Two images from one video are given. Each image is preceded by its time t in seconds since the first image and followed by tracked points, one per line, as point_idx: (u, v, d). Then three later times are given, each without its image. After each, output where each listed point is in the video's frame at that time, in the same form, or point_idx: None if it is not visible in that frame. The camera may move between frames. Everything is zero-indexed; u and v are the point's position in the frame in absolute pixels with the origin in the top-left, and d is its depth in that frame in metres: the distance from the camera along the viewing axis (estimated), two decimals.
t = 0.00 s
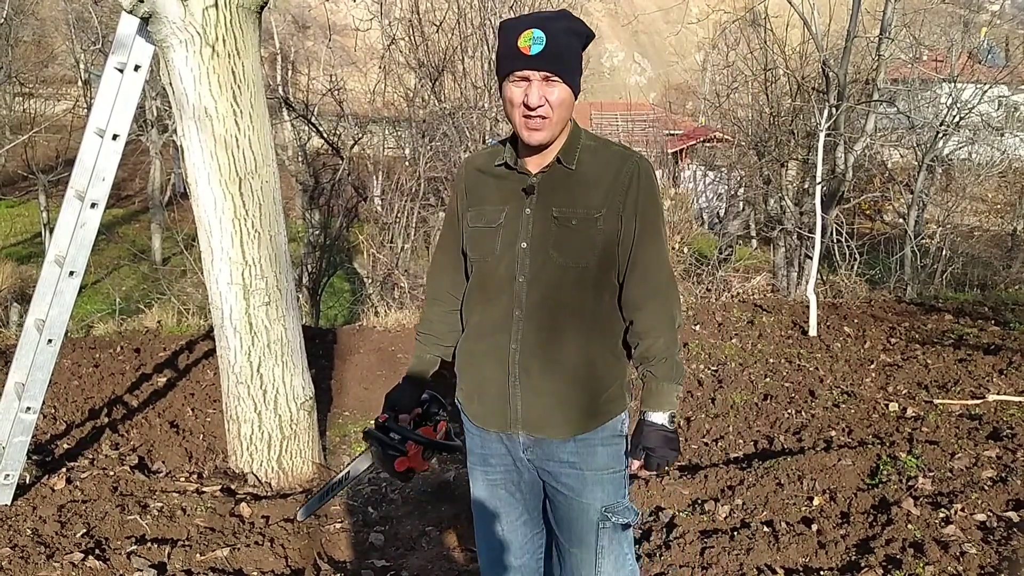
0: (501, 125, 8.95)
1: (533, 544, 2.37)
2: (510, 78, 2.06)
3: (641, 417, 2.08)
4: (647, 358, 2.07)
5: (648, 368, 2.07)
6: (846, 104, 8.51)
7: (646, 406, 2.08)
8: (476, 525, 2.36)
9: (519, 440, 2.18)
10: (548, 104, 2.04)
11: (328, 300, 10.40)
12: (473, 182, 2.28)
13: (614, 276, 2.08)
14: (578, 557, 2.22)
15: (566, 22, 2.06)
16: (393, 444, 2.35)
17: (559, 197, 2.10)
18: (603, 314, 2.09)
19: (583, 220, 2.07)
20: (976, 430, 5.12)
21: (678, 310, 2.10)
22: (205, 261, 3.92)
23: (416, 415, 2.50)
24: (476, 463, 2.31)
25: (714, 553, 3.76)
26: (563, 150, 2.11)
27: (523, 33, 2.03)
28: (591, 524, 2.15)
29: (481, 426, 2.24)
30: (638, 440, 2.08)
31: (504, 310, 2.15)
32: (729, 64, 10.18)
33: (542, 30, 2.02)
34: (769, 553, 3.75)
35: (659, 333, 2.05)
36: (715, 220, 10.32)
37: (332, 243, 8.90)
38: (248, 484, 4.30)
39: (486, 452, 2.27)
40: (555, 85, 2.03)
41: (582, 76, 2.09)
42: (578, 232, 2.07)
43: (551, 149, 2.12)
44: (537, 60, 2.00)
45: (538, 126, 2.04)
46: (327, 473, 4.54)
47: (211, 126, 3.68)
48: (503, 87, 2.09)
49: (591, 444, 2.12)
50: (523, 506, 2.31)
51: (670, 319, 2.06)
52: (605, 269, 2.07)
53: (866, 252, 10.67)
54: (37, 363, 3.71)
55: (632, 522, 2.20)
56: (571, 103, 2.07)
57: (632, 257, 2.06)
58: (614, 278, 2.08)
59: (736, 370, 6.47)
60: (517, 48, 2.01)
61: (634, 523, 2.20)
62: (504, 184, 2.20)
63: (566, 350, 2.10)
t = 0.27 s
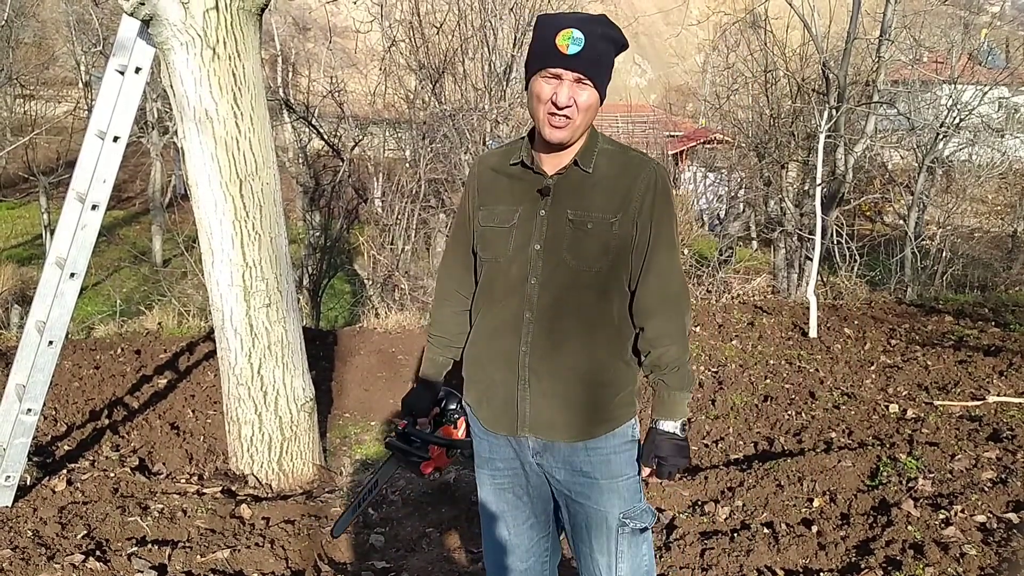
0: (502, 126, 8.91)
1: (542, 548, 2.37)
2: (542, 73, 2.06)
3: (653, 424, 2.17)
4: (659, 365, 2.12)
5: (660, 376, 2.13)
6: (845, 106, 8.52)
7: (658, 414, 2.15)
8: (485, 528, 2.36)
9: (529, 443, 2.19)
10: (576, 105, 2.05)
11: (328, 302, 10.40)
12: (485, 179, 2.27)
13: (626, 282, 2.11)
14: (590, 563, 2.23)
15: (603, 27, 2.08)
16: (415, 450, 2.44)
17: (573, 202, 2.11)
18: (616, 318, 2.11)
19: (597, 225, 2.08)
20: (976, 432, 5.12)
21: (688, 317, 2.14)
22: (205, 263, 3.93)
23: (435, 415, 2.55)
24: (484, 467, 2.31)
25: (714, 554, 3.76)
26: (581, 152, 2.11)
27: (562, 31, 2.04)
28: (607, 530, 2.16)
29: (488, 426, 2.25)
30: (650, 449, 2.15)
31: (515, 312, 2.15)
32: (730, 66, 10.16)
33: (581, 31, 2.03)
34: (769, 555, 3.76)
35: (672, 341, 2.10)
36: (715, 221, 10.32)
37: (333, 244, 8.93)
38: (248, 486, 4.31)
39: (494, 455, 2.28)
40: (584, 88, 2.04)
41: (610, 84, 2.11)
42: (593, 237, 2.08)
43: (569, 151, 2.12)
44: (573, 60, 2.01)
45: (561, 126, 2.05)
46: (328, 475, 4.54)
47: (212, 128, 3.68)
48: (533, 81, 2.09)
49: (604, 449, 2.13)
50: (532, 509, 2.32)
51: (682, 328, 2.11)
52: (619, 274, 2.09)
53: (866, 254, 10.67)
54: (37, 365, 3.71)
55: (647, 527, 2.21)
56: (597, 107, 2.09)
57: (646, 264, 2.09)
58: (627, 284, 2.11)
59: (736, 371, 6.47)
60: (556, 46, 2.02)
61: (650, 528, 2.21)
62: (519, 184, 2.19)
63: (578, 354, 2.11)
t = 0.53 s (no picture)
0: (502, 128, 8.88)
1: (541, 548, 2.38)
2: (543, 77, 2.07)
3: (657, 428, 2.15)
4: (663, 369, 2.10)
5: (665, 379, 2.12)
6: (845, 107, 8.51)
7: (661, 417, 2.13)
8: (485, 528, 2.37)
9: (527, 445, 2.19)
10: (577, 108, 2.05)
11: (328, 303, 10.40)
12: (489, 182, 2.29)
13: (628, 284, 2.10)
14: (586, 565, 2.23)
15: (606, 29, 2.08)
16: (435, 450, 2.56)
17: (573, 203, 2.11)
18: (617, 322, 2.10)
19: (597, 228, 2.07)
20: (976, 433, 5.12)
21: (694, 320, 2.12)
22: (205, 264, 3.93)
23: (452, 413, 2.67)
24: (484, 466, 2.31)
25: (714, 555, 3.76)
26: (583, 155, 2.11)
27: (563, 34, 2.05)
28: (604, 533, 2.15)
29: (490, 428, 2.26)
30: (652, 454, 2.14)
31: (515, 313, 2.16)
32: (729, 67, 10.13)
33: (582, 33, 2.04)
34: (769, 556, 3.76)
35: (676, 344, 2.08)
36: (714, 222, 10.32)
37: (333, 245, 8.94)
38: (248, 487, 4.30)
39: (494, 455, 2.28)
40: (585, 90, 2.04)
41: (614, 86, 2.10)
42: (593, 240, 2.08)
43: (571, 154, 2.12)
44: (573, 63, 2.02)
45: (561, 130, 2.05)
46: (328, 476, 4.54)
47: (212, 129, 3.69)
48: (533, 84, 2.10)
49: (601, 452, 2.13)
50: (532, 510, 2.33)
51: (687, 332, 2.09)
52: (619, 277, 2.08)
53: (866, 255, 10.67)
54: (38, 367, 3.72)
55: (647, 530, 2.20)
56: (598, 110, 2.09)
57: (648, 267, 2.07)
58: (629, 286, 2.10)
59: (736, 372, 6.47)
60: (557, 49, 2.02)
61: (650, 531, 2.20)
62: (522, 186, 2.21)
63: (578, 357, 2.11)
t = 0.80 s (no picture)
0: (502, 130, 9.00)
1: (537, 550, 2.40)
2: (520, 86, 2.10)
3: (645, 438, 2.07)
4: (652, 380, 2.03)
5: (654, 391, 2.04)
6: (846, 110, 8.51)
7: (648, 428, 2.06)
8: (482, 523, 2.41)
9: (520, 443, 2.24)
10: (550, 115, 2.05)
11: (328, 305, 10.41)
12: (498, 187, 2.36)
13: (621, 290, 2.08)
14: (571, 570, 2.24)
15: (585, 35, 2.04)
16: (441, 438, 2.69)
17: (569, 208, 2.13)
18: (609, 327, 2.09)
19: (588, 232, 2.08)
20: (975, 435, 5.12)
21: (690, 330, 2.04)
22: (206, 266, 3.93)
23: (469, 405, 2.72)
24: (486, 461, 2.37)
25: (714, 557, 3.76)
26: (580, 159, 2.12)
27: (537, 43, 2.06)
28: (582, 540, 2.17)
29: (491, 427, 2.31)
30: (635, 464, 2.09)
31: (512, 315, 2.21)
32: (730, 69, 10.09)
33: (553, 41, 2.03)
34: (769, 558, 3.75)
35: (666, 354, 2.01)
36: (714, 224, 10.33)
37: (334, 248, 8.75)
38: (248, 489, 4.30)
39: (495, 451, 2.33)
40: (555, 98, 2.04)
41: (594, 92, 2.05)
42: (584, 244, 2.09)
43: (568, 158, 2.14)
44: (538, 71, 2.01)
45: (538, 137, 2.08)
46: (328, 478, 4.54)
47: (213, 131, 3.69)
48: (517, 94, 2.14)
49: (584, 458, 2.14)
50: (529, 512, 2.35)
51: (679, 342, 2.01)
52: (611, 282, 2.08)
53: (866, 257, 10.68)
54: (38, 368, 3.72)
55: (627, 545, 2.20)
56: (576, 117, 2.06)
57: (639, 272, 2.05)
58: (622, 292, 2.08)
59: (735, 375, 6.46)
60: (528, 56, 2.03)
61: (626, 545, 2.19)
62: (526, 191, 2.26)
63: (570, 360, 2.13)
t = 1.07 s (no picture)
0: (502, 131, 8.89)
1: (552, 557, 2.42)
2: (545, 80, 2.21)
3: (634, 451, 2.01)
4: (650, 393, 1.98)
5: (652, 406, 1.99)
6: (845, 111, 8.52)
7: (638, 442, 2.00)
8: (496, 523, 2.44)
9: (541, 446, 2.28)
10: (551, 112, 2.14)
11: (329, 305, 10.42)
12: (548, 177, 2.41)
13: (632, 297, 2.06)
14: None
15: (594, 38, 2.03)
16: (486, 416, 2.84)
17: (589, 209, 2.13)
18: (620, 332, 2.09)
19: (601, 236, 2.08)
20: (976, 437, 5.11)
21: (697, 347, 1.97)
22: (207, 267, 3.93)
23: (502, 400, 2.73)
24: (511, 461, 2.42)
25: (715, 559, 3.76)
26: (608, 161, 2.13)
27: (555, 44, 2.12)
28: (597, 548, 2.17)
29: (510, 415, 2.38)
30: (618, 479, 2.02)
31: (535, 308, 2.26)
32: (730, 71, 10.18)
33: (564, 41, 2.08)
34: (770, 560, 3.75)
35: (665, 369, 1.96)
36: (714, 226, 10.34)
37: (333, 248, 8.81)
38: (249, 490, 4.30)
39: (519, 452, 2.38)
40: (555, 97, 2.10)
41: (592, 97, 2.04)
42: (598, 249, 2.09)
43: (596, 158, 2.15)
44: (544, 69, 2.10)
45: (547, 131, 2.18)
46: (328, 479, 4.54)
47: (214, 132, 3.69)
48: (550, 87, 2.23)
49: (601, 466, 2.15)
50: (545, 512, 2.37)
51: (678, 361, 1.95)
52: (622, 288, 2.07)
53: (866, 258, 10.68)
54: (38, 369, 3.72)
55: (647, 554, 2.16)
56: (574, 119, 2.10)
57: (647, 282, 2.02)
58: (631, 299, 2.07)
59: (736, 376, 6.45)
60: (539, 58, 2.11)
61: (647, 556, 2.15)
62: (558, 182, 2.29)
63: (583, 359, 2.15)
